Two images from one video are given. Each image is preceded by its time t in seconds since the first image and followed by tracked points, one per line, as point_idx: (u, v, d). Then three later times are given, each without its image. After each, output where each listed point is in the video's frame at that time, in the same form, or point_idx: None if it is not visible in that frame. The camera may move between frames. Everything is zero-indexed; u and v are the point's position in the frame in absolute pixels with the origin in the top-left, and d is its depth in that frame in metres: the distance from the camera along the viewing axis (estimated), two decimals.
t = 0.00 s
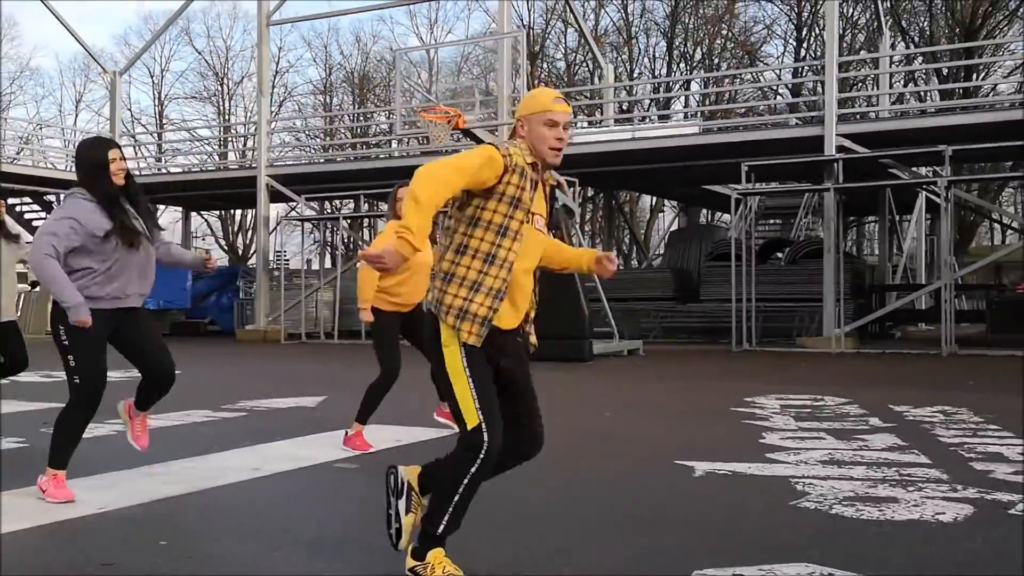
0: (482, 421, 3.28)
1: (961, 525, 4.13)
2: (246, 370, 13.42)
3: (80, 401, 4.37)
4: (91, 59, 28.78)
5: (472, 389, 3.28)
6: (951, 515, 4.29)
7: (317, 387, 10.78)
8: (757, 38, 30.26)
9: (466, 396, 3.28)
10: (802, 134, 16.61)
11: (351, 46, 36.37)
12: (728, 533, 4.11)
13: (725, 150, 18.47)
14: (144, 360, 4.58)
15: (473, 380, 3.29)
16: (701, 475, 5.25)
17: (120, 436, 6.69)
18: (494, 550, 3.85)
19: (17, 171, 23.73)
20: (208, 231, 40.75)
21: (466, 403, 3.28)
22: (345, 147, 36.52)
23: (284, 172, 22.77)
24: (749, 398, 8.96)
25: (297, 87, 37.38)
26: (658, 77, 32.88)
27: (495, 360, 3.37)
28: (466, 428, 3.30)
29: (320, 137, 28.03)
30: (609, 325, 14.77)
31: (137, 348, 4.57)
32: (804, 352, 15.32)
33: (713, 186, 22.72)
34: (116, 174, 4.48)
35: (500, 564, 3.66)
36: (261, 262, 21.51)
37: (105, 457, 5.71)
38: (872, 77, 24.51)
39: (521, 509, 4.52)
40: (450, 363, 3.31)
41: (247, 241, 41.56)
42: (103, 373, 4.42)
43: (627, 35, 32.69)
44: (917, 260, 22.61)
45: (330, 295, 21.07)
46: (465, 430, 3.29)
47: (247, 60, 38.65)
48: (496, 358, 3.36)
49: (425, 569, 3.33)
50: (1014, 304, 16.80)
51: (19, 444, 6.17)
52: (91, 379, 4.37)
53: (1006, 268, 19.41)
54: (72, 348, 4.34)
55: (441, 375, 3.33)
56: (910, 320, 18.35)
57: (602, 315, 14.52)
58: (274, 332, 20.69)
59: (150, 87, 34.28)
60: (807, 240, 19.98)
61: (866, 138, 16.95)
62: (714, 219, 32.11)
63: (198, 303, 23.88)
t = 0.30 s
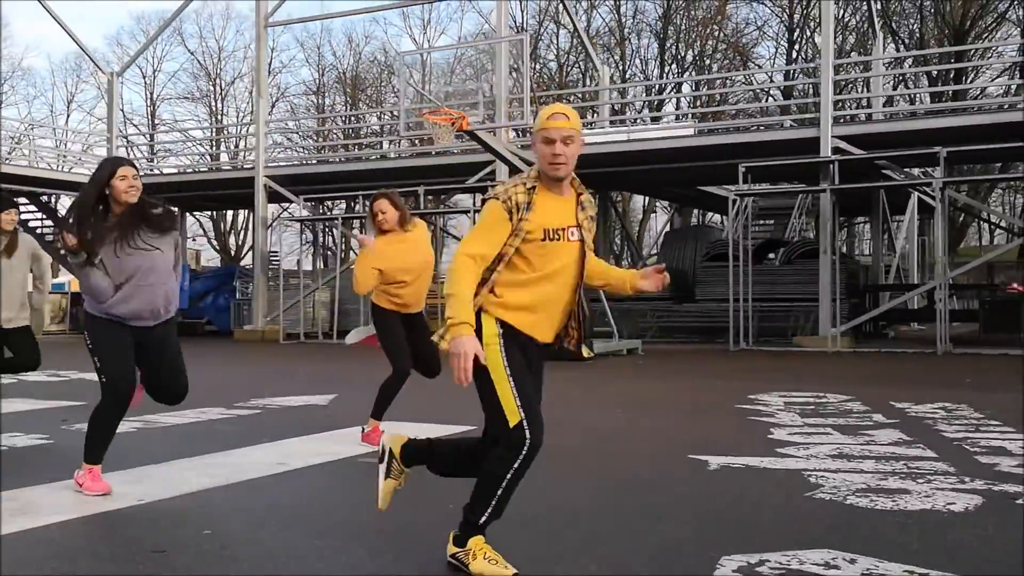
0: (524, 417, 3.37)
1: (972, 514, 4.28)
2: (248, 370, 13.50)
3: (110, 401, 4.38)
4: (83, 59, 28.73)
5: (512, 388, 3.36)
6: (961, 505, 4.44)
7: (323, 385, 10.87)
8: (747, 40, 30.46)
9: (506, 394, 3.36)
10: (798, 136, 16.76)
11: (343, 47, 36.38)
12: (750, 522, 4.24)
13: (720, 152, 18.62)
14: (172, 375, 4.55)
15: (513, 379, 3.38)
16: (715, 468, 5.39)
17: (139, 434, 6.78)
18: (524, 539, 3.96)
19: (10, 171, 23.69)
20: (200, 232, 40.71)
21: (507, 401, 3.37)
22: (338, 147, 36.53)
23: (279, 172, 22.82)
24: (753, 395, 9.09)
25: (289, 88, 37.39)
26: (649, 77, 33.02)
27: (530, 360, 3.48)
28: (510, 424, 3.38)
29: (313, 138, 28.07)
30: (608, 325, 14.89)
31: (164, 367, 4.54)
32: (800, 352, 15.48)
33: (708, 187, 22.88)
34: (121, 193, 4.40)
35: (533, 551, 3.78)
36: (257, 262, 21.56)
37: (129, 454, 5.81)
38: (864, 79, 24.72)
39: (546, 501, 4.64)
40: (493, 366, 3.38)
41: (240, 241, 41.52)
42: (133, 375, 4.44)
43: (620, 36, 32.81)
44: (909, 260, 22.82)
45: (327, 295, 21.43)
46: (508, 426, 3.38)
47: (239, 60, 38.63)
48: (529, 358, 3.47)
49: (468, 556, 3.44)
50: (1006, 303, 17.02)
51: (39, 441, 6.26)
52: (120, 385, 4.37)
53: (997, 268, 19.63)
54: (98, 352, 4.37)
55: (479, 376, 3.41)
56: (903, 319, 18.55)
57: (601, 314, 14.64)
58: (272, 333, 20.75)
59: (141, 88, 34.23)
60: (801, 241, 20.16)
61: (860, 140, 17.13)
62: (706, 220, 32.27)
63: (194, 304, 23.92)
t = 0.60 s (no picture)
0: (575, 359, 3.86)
1: (1000, 507, 4.42)
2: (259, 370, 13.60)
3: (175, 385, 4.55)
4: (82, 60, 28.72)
5: (576, 334, 3.86)
6: (989, 499, 4.58)
7: (338, 384, 11.00)
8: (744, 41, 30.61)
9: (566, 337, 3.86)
10: (801, 137, 16.92)
11: (341, 48, 36.42)
12: (787, 514, 4.38)
13: (724, 153, 18.76)
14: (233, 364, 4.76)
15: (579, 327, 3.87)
16: (744, 464, 5.53)
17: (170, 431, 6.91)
18: (570, 527, 4.11)
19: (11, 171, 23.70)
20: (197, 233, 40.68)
21: (565, 343, 3.87)
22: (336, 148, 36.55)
23: (282, 174, 22.87)
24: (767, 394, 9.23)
25: (287, 89, 37.41)
26: (646, 79, 33.17)
27: (608, 320, 3.92)
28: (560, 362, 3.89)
29: (314, 138, 28.14)
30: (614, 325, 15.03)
31: (230, 355, 4.76)
32: (804, 352, 15.63)
33: (709, 189, 23.03)
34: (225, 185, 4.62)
35: (582, 538, 3.93)
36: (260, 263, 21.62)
37: (167, 450, 5.94)
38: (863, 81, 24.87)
39: (584, 493, 4.78)
40: (564, 314, 3.91)
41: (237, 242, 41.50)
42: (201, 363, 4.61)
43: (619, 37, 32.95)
44: (909, 261, 23.00)
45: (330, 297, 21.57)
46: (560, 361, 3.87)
47: (237, 61, 38.64)
48: (606, 319, 3.91)
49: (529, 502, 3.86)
50: (1006, 304, 17.20)
51: (75, 437, 6.38)
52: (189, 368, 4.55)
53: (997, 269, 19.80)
54: (177, 337, 4.55)
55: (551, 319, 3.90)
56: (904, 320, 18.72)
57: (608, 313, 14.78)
58: (276, 333, 20.85)
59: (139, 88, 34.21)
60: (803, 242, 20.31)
61: (863, 142, 17.28)
62: (704, 222, 32.39)
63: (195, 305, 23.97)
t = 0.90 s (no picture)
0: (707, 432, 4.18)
1: None
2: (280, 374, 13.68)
3: (260, 377, 4.93)
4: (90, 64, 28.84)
5: (702, 405, 4.17)
6: None
7: (362, 388, 11.09)
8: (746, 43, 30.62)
9: (696, 407, 4.17)
10: (813, 141, 17.03)
11: (344, 52, 36.48)
12: (842, 518, 4.46)
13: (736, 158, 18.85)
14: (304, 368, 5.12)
15: (703, 400, 4.19)
16: (787, 468, 5.61)
17: (211, 434, 7.00)
18: (631, 532, 4.21)
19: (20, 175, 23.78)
20: (201, 236, 40.71)
21: (695, 417, 4.18)
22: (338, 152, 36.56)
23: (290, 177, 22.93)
24: (793, 398, 9.31)
25: (290, 92, 37.48)
26: (649, 81, 33.17)
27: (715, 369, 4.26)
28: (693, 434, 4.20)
29: (321, 141, 28.16)
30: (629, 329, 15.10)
31: (299, 359, 5.13)
32: (817, 355, 15.73)
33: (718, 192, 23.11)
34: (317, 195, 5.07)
35: (644, 544, 4.03)
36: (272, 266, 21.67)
37: (215, 455, 6.05)
38: (868, 84, 24.93)
39: (637, 497, 4.88)
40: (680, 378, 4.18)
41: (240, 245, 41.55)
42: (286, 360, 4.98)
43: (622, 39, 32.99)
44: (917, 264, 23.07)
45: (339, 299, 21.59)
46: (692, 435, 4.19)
47: (241, 65, 38.73)
48: (713, 368, 4.24)
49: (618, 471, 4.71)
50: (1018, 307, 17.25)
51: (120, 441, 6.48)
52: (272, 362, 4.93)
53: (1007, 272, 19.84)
54: (266, 338, 4.96)
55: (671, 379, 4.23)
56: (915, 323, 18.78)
57: (623, 316, 14.86)
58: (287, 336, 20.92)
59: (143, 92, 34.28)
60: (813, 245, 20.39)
61: (876, 146, 17.37)
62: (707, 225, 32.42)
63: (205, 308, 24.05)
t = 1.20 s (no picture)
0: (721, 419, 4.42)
1: None
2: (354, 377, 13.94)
3: (374, 391, 5.42)
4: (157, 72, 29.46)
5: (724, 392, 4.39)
6: None
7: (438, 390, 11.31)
8: (807, 40, 30.13)
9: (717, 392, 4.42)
10: (883, 143, 16.85)
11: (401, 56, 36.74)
12: (941, 530, 4.50)
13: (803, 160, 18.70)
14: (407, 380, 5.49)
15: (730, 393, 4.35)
16: (879, 477, 5.64)
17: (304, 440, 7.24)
18: (731, 539, 4.30)
19: (94, 182, 24.39)
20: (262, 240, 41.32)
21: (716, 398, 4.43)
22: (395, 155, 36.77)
23: (354, 182, 23.19)
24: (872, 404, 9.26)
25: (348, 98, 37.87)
26: (707, 80, 32.77)
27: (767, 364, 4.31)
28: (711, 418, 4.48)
29: (383, 143, 28.46)
30: (698, 333, 15.09)
31: (400, 364, 5.46)
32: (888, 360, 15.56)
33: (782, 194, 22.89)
34: (422, 210, 5.54)
35: (743, 550, 4.13)
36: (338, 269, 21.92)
37: (312, 460, 6.28)
38: (937, 83, 24.40)
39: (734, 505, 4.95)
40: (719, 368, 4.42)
41: (300, 249, 42.05)
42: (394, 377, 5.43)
43: (681, 38, 32.68)
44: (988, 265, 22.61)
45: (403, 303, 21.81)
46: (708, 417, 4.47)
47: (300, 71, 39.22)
48: (766, 361, 4.30)
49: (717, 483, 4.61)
50: None
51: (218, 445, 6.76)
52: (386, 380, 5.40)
53: None
54: (374, 356, 5.38)
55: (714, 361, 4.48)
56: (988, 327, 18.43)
57: (691, 320, 14.88)
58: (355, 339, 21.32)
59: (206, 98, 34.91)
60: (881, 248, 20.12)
61: (948, 147, 17.11)
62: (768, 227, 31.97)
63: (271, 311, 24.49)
